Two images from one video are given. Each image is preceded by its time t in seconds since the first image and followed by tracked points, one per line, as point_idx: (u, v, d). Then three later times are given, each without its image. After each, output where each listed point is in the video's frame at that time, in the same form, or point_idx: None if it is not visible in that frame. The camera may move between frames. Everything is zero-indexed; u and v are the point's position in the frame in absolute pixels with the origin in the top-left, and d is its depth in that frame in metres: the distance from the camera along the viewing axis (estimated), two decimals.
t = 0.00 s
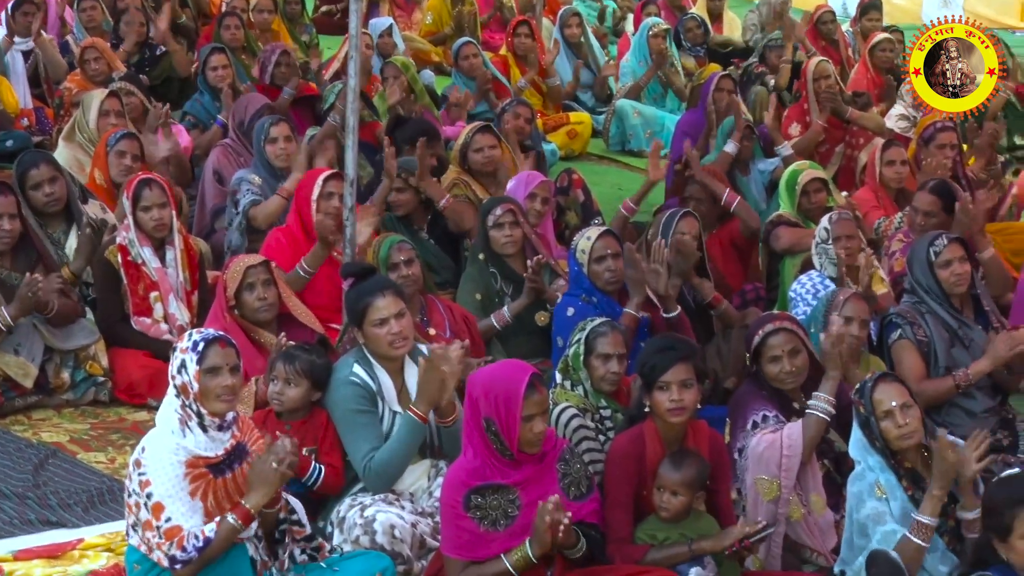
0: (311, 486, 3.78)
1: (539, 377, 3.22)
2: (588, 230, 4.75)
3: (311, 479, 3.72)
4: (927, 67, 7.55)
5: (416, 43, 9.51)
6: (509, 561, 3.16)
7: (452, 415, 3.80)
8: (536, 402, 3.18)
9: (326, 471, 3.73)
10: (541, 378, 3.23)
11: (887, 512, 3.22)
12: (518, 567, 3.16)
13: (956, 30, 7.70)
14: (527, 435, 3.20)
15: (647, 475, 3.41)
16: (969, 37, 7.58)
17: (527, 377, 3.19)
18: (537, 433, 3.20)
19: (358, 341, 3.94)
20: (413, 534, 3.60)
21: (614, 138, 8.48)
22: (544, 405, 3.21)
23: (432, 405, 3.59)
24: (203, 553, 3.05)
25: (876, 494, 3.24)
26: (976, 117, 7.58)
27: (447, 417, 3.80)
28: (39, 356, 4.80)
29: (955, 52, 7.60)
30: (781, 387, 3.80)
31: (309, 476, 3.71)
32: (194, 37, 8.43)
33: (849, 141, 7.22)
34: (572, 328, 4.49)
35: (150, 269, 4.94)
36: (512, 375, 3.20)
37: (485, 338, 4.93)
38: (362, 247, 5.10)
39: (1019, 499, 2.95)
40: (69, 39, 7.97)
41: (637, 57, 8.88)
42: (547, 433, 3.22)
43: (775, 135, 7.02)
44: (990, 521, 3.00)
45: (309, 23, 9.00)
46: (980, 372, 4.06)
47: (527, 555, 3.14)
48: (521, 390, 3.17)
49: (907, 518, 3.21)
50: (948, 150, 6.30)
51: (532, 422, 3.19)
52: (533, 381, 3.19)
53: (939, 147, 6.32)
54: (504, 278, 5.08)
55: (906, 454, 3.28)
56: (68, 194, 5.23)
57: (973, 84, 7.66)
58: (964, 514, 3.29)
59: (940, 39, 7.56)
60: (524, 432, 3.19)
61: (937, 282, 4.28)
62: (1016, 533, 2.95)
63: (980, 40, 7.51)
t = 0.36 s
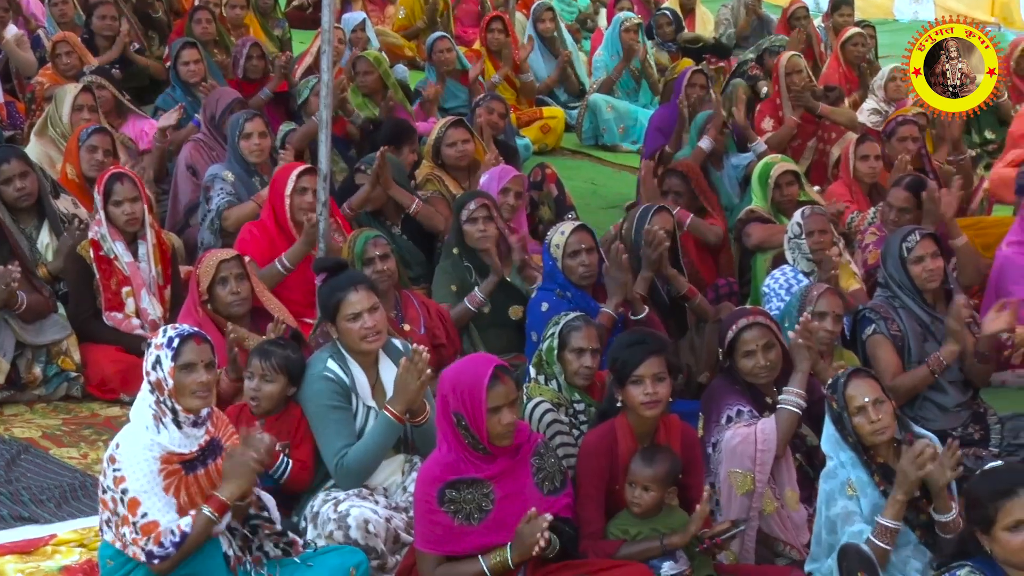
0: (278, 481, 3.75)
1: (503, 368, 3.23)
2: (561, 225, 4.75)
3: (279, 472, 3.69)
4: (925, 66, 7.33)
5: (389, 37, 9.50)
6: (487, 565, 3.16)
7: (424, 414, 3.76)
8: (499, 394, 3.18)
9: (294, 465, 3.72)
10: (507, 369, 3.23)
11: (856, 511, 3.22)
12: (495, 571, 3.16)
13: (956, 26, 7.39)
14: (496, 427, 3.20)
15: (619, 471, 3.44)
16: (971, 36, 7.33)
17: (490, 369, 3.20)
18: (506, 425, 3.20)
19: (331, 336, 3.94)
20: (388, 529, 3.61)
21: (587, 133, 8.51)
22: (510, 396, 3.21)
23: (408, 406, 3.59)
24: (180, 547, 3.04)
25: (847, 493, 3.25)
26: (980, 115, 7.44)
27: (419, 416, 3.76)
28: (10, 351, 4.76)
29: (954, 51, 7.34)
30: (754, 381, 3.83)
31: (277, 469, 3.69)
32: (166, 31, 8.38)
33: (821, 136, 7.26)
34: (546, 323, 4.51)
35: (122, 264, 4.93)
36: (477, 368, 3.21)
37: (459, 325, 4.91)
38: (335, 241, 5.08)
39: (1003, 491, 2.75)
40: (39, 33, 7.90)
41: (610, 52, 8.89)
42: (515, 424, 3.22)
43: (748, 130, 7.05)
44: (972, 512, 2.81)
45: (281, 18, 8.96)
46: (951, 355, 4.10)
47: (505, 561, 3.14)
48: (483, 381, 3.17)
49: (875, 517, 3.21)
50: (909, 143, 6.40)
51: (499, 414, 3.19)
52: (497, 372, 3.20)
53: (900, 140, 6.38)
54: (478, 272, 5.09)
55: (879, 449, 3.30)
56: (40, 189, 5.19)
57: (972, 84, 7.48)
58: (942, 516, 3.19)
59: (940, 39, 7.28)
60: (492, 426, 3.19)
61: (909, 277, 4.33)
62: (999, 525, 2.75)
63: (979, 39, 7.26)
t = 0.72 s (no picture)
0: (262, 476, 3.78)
1: (467, 363, 3.26)
2: (534, 220, 4.76)
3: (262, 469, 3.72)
4: (927, 68, 7.68)
5: (360, 32, 9.50)
6: (452, 550, 3.17)
7: (401, 403, 3.79)
8: (463, 389, 3.22)
9: (278, 463, 3.74)
10: (471, 365, 3.27)
11: (829, 497, 3.25)
12: (461, 556, 3.16)
13: (956, 28, 7.56)
14: (461, 422, 3.22)
15: (589, 467, 3.45)
16: (971, 36, 7.62)
17: (453, 364, 3.24)
18: (471, 420, 3.22)
19: (303, 331, 3.93)
20: (360, 525, 3.62)
21: (559, 128, 8.53)
22: (475, 391, 3.24)
23: (379, 397, 3.61)
24: (133, 554, 3.04)
25: (819, 480, 3.28)
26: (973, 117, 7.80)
27: (396, 405, 3.78)
28: None
29: (955, 51, 7.65)
30: (727, 375, 3.85)
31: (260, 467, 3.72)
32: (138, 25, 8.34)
33: (792, 131, 7.31)
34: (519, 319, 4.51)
35: (93, 260, 4.90)
36: (442, 364, 3.26)
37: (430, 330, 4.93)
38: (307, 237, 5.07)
39: (998, 478, 2.81)
40: (9, 28, 7.84)
41: (582, 47, 8.90)
42: (481, 418, 3.24)
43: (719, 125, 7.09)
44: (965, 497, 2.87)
45: (252, 12, 8.92)
46: (927, 355, 4.16)
47: (471, 544, 3.15)
48: (447, 375, 3.22)
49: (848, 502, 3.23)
50: (872, 136, 6.44)
51: (464, 409, 3.22)
52: (459, 367, 3.24)
53: (862, 133, 6.44)
54: (449, 268, 5.09)
55: (850, 442, 3.31)
56: (9, 185, 5.16)
57: (973, 82, 7.74)
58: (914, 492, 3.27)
59: (938, 40, 7.52)
60: (458, 420, 3.22)
61: (879, 271, 4.36)
62: (992, 511, 2.81)
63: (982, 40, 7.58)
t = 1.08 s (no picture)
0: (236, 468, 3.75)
1: (435, 355, 3.25)
2: (507, 214, 4.75)
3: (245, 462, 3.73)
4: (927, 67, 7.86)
5: (332, 25, 9.47)
6: (432, 548, 3.19)
7: (370, 404, 3.77)
8: (430, 380, 3.21)
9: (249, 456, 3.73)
10: (440, 357, 3.26)
11: (797, 498, 3.30)
12: (442, 553, 3.18)
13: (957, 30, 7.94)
14: (431, 414, 3.21)
15: (562, 460, 3.46)
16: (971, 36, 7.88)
17: (420, 356, 3.23)
18: (441, 411, 3.22)
19: (276, 325, 3.92)
20: (333, 518, 3.62)
21: (531, 121, 8.53)
22: (443, 383, 3.22)
23: (353, 396, 3.60)
24: (121, 539, 3.01)
25: (788, 479, 3.32)
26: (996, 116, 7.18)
27: (365, 405, 3.76)
28: None
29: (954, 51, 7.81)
30: (699, 368, 3.86)
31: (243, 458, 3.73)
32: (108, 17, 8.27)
33: (763, 124, 7.33)
34: (492, 312, 4.52)
35: (64, 254, 4.87)
36: (409, 358, 3.24)
37: (406, 311, 4.92)
38: (280, 231, 5.05)
39: (985, 463, 2.83)
40: None
41: (555, 40, 8.91)
42: (451, 409, 3.23)
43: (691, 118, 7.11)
44: (953, 481, 2.87)
45: (223, 5, 8.86)
46: (883, 341, 4.13)
47: (451, 544, 3.17)
48: (414, 367, 3.21)
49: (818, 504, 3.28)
50: (839, 129, 6.46)
51: (433, 401, 3.21)
52: (426, 358, 3.22)
53: (830, 125, 6.45)
54: (422, 261, 5.08)
55: (822, 434, 3.34)
56: None
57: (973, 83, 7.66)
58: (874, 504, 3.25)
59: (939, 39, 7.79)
60: (428, 412, 3.21)
61: (849, 264, 4.40)
62: (978, 496, 2.82)
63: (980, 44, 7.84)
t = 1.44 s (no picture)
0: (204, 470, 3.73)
1: (406, 351, 3.27)
2: (481, 211, 4.77)
3: (206, 463, 3.68)
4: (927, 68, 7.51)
5: (305, 22, 9.45)
6: (408, 549, 3.19)
7: (344, 401, 3.80)
8: (400, 376, 3.22)
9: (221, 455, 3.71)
10: (411, 353, 3.28)
11: (774, 486, 3.29)
12: (417, 554, 3.18)
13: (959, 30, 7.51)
14: (402, 410, 3.22)
15: (537, 455, 3.46)
16: (971, 35, 7.45)
17: (390, 352, 3.25)
18: (412, 407, 3.22)
19: (249, 323, 3.91)
20: (306, 516, 3.62)
21: (505, 118, 8.54)
22: (413, 378, 3.24)
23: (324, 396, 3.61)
24: (98, 536, 3.00)
25: (763, 469, 3.32)
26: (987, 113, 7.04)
27: (338, 403, 3.79)
28: None
29: (955, 51, 7.45)
30: (672, 364, 3.88)
31: (205, 460, 3.68)
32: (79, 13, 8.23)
33: (736, 121, 7.36)
34: (465, 309, 4.51)
35: (36, 252, 4.85)
36: (379, 354, 3.27)
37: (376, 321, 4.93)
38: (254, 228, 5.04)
39: (950, 459, 2.85)
40: None
41: (527, 37, 8.89)
42: (422, 405, 3.24)
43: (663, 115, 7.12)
44: (917, 477, 2.89)
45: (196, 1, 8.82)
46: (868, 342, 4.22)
47: (427, 545, 3.17)
48: (384, 362, 3.24)
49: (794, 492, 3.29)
50: (821, 127, 6.50)
51: (404, 397, 3.22)
52: (396, 354, 3.24)
53: (813, 122, 6.49)
54: (396, 258, 5.07)
55: (795, 428, 3.36)
56: None
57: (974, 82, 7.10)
58: (857, 484, 3.20)
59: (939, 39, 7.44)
60: (399, 408, 3.23)
61: (823, 260, 4.43)
62: (944, 492, 2.84)
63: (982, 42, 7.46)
